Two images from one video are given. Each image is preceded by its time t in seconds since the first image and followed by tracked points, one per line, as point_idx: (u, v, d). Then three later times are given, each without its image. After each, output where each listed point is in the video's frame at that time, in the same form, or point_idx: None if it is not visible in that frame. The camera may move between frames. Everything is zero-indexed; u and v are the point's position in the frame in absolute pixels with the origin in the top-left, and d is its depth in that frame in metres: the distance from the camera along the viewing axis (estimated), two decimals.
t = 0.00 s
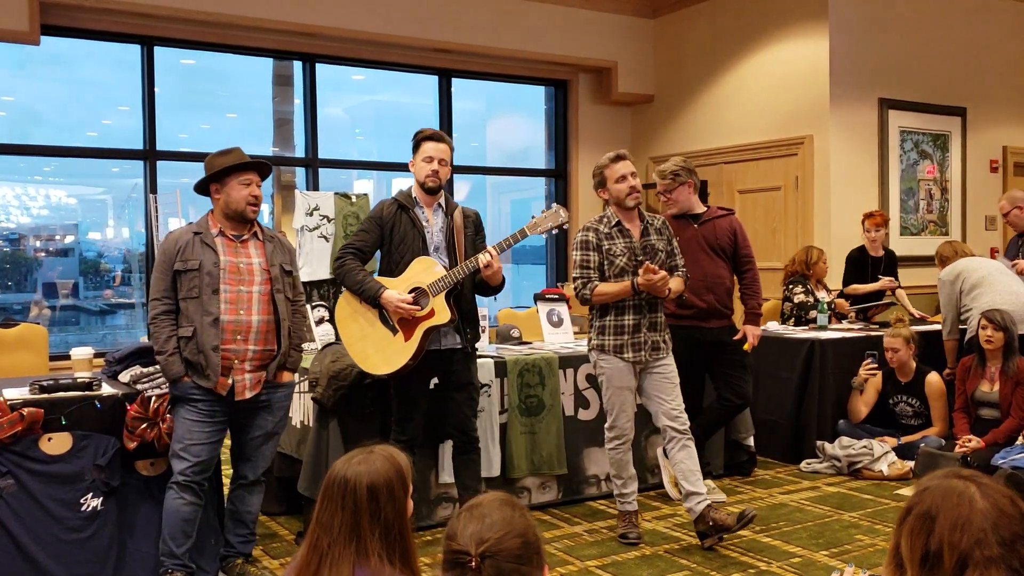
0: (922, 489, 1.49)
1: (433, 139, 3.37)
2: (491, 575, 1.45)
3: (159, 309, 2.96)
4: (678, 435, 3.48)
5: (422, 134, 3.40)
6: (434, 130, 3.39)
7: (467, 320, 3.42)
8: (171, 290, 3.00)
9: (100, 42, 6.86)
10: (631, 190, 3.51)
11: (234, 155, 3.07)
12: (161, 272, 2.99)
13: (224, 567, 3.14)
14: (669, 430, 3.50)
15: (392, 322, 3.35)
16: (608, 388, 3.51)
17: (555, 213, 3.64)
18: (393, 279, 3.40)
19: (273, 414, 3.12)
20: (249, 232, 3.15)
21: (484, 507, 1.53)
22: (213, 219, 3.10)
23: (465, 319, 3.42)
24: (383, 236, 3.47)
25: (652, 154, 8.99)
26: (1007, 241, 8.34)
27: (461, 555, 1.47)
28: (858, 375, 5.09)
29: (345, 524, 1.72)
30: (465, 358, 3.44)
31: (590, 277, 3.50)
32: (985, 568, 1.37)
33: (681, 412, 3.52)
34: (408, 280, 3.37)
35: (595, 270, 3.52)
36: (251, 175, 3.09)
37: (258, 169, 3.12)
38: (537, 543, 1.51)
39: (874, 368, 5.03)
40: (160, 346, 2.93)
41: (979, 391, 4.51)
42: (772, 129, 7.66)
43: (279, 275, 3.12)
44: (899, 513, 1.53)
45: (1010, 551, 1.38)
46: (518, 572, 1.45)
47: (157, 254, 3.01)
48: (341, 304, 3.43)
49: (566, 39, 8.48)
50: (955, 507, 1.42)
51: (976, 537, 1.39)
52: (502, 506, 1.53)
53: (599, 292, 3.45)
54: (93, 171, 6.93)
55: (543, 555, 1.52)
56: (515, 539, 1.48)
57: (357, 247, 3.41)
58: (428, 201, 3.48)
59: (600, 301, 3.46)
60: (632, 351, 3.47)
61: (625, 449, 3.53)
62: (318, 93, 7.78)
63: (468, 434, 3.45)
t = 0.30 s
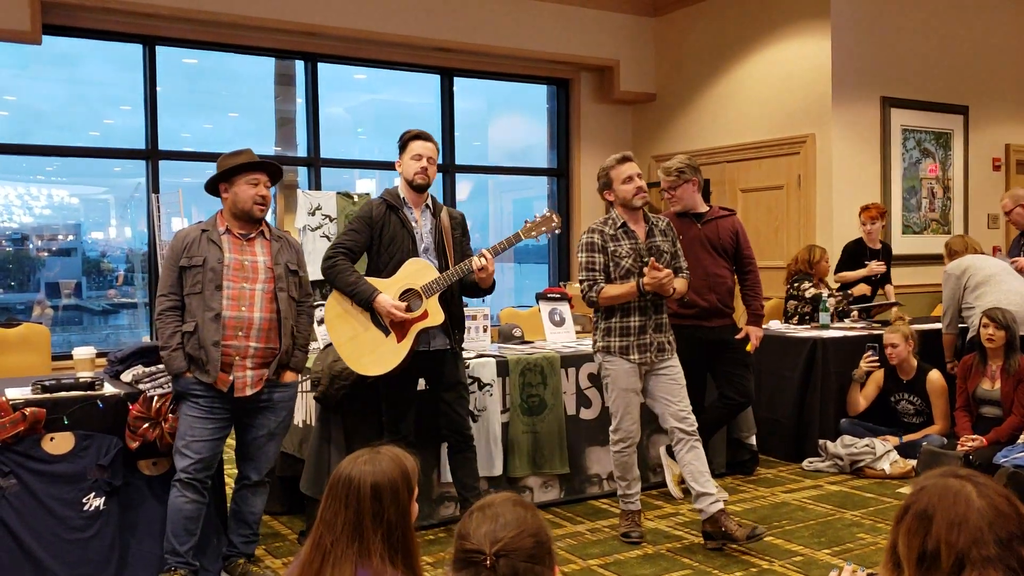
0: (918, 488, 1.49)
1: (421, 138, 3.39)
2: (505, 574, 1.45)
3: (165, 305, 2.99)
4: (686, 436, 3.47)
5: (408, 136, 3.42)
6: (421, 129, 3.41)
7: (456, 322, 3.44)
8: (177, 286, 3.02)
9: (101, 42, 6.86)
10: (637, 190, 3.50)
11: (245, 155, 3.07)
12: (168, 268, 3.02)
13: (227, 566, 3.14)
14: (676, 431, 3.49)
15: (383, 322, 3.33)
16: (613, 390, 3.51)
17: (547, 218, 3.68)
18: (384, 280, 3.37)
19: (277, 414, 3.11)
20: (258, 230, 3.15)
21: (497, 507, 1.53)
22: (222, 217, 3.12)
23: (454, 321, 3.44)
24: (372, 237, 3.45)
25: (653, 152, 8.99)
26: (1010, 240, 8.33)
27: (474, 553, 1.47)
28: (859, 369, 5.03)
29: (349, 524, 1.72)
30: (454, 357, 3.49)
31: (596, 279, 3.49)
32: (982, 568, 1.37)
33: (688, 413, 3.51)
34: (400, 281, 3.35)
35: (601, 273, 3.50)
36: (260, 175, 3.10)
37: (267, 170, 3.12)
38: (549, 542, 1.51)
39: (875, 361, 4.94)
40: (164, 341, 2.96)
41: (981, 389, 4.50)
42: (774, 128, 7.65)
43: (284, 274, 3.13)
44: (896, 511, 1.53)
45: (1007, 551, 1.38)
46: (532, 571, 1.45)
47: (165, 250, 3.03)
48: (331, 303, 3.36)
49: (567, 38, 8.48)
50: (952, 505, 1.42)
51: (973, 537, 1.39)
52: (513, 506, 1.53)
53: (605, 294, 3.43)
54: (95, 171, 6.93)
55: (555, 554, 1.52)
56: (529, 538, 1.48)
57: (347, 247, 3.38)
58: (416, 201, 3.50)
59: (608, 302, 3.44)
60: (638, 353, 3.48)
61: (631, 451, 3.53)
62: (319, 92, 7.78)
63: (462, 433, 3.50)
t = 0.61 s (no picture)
0: (928, 485, 1.49)
1: (419, 138, 3.43)
2: (514, 570, 1.45)
3: (172, 302, 2.99)
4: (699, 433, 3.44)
5: (404, 137, 3.46)
6: (417, 129, 3.46)
7: (451, 322, 3.49)
8: (185, 282, 3.02)
9: (102, 41, 6.86)
10: (653, 184, 3.50)
11: (251, 153, 3.10)
12: (176, 264, 3.02)
13: (231, 565, 3.14)
14: (689, 427, 3.47)
15: (380, 321, 3.33)
16: (623, 387, 3.51)
17: (543, 219, 3.69)
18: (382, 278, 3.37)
19: (283, 412, 3.13)
20: (265, 229, 3.17)
21: (504, 504, 1.54)
22: (230, 214, 3.13)
23: (448, 322, 3.49)
24: (365, 236, 3.42)
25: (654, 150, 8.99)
26: (1011, 235, 8.34)
27: (482, 549, 1.48)
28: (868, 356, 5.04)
29: (351, 526, 1.73)
30: (447, 356, 3.51)
31: (609, 276, 3.49)
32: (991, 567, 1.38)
33: (701, 410, 3.48)
34: (397, 280, 3.36)
35: (614, 269, 3.50)
36: (258, 173, 3.10)
37: (273, 170, 3.14)
38: (556, 538, 1.52)
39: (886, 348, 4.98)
40: (172, 338, 2.96)
41: (981, 383, 4.49)
42: (776, 124, 7.65)
43: (292, 273, 3.15)
44: (903, 508, 1.54)
45: (1016, 550, 1.39)
46: (540, 566, 1.46)
47: (172, 247, 3.04)
48: (326, 301, 3.31)
49: (568, 35, 8.48)
50: (963, 504, 1.42)
51: (982, 536, 1.40)
52: (520, 503, 1.54)
53: (618, 290, 3.43)
54: (97, 170, 6.93)
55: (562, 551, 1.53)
56: (537, 535, 1.49)
57: (344, 246, 3.35)
58: (408, 200, 3.51)
59: (621, 299, 3.44)
60: (651, 350, 3.46)
61: (637, 448, 3.55)
62: (320, 91, 7.79)
63: (461, 431, 3.55)
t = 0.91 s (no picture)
0: (938, 481, 1.50)
1: (420, 139, 3.45)
2: (512, 565, 1.46)
3: (180, 296, 2.98)
4: (720, 435, 3.40)
5: (405, 136, 3.46)
6: (418, 130, 3.46)
7: (452, 321, 3.49)
8: (193, 277, 3.01)
9: (104, 41, 6.87)
10: (679, 177, 3.43)
11: (263, 152, 3.11)
12: (185, 259, 3.02)
13: (234, 564, 3.14)
14: (711, 428, 3.43)
15: (382, 321, 3.34)
16: (641, 386, 3.49)
17: (541, 216, 3.68)
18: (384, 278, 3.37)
19: (288, 411, 3.14)
20: (275, 230, 3.18)
21: (504, 501, 1.54)
22: (242, 213, 3.15)
23: (449, 320, 3.49)
24: (363, 236, 3.42)
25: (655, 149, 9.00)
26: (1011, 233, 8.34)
27: (481, 545, 1.48)
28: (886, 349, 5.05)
29: (352, 532, 1.73)
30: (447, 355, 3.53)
31: (632, 272, 3.44)
32: (999, 565, 1.39)
33: (722, 409, 3.44)
34: (398, 278, 3.36)
35: (637, 265, 3.45)
36: (270, 172, 3.10)
37: (284, 168, 3.14)
38: (555, 535, 1.52)
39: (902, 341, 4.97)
40: (179, 333, 2.95)
41: (982, 381, 4.47)
42: (776, 122, 7.66)
43: (303, 275, 3.16)
44: (911, 503, 1.54)
45: None
46: (537, 563, 1.46)
47: (182, 241, 3.03)
48: (328, 302, 3.31)
49: (569, 34, 8.48)
50: (972, 502, 1.43)
51: (992, 534, 1.40)
52: (520, 500, 1.54)
53: (640, 287, 3.37)
54: (98, 170, 6.94)
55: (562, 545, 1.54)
56: (536, 531, 1.49)
57: (344, 246, 3.35)
58: (406, 199, 3.52)
59: (643, 297, 3.37)
60: (673, 350, 3.40)
61: (650, 448, 3.53)
62: (321, 90, 7.79)
63: (461, 429, 3.57)
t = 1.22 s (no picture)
0: (945, 479, 1.50)
1: (424, 138, 3.43)
2: (503, 564, 1.46)
3: (183, 294, 2.97)
4: (741, 438, 3.36)
5: (409, 135, 3.45)
6: (422, 129, 3.44)
7: (458, 320, 3.48)
8: (197, 276, 3.02)
9: (103, 43, 6.87)
10: (716, 174, 3.44)
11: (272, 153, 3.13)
12: (191, 257, 3.02)
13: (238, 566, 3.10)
14: (734, 430, 3.37)
15: (388, 321, 3.34)
16: (664, 387, 3.47)
17: (548, 214, 3.66)
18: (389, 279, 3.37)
19: (288, 412, 3.14)
20: (280, 232, 3.20)
21: (497, 500, 1.54)
22: (247, 214, 3.15)
23: (456, 320, 3.49)
24: (370, 236, 3.42)
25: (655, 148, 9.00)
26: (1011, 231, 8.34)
27: (472, 544, 1.49)
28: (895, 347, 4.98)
29: (354, 534, 1.73)
30: (456, 354, 3.53)
31: (669, 269, 3.39)
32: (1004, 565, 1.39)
33: (748, 412, 3.39)
34: (402, 280, 3.37)
35: (674, 262, 3.41)
36: (281, 172, 3.12)
37: (292, 168, 3.17)
38: (549, 535, 1.53)
39: (913, 339, 4.89)
40: (182, 330, 2.95)
41: (984, 378, 4.43)
42: (775, 122, 7.66)
43: (306, 277, 3.19)
44: (916, 500, 1.55)
45: None
46: (529, 563, 1.47)
47: (187, 240, 3.04)
48: (334, 303, 3.32)
49: (568, 34, 8.49)
50: (979, 501, 1.43)
51: (998, 535, 1.41)
52: (513, 499, 1.54)
53: (679, 284, 3.33)
54: (97, 172, 6.94)
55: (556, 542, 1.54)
56: (528, 530, 1.49)
57: (349, 247, 3.36)
58: (413, 199, 3.51)
59: (680, 295, 3.34)
60: (704, 351, 3.37)
61: (664, 446, 3.52)
62: (321, 91, 7.79)
63: (466, 430, 3.55)
